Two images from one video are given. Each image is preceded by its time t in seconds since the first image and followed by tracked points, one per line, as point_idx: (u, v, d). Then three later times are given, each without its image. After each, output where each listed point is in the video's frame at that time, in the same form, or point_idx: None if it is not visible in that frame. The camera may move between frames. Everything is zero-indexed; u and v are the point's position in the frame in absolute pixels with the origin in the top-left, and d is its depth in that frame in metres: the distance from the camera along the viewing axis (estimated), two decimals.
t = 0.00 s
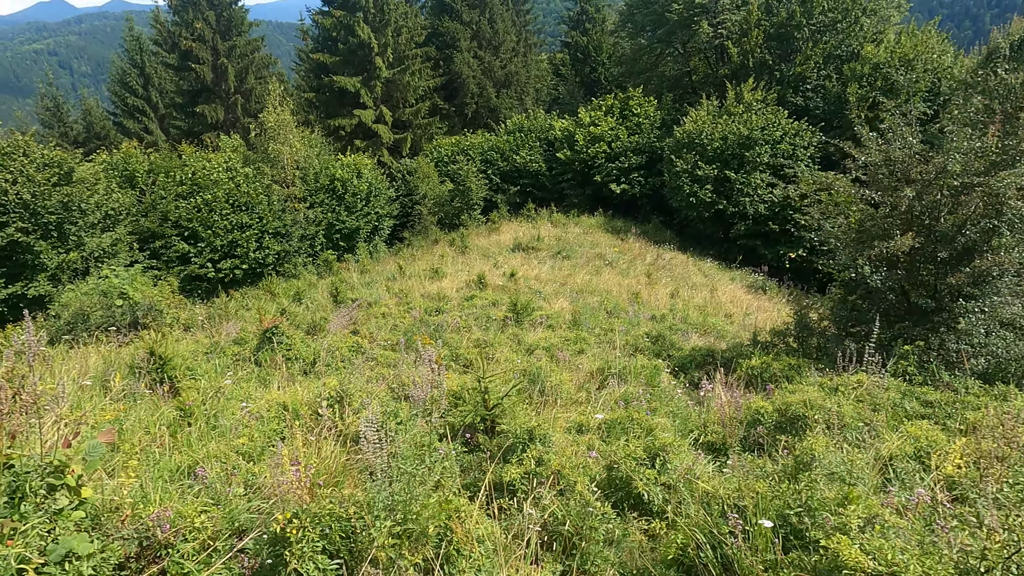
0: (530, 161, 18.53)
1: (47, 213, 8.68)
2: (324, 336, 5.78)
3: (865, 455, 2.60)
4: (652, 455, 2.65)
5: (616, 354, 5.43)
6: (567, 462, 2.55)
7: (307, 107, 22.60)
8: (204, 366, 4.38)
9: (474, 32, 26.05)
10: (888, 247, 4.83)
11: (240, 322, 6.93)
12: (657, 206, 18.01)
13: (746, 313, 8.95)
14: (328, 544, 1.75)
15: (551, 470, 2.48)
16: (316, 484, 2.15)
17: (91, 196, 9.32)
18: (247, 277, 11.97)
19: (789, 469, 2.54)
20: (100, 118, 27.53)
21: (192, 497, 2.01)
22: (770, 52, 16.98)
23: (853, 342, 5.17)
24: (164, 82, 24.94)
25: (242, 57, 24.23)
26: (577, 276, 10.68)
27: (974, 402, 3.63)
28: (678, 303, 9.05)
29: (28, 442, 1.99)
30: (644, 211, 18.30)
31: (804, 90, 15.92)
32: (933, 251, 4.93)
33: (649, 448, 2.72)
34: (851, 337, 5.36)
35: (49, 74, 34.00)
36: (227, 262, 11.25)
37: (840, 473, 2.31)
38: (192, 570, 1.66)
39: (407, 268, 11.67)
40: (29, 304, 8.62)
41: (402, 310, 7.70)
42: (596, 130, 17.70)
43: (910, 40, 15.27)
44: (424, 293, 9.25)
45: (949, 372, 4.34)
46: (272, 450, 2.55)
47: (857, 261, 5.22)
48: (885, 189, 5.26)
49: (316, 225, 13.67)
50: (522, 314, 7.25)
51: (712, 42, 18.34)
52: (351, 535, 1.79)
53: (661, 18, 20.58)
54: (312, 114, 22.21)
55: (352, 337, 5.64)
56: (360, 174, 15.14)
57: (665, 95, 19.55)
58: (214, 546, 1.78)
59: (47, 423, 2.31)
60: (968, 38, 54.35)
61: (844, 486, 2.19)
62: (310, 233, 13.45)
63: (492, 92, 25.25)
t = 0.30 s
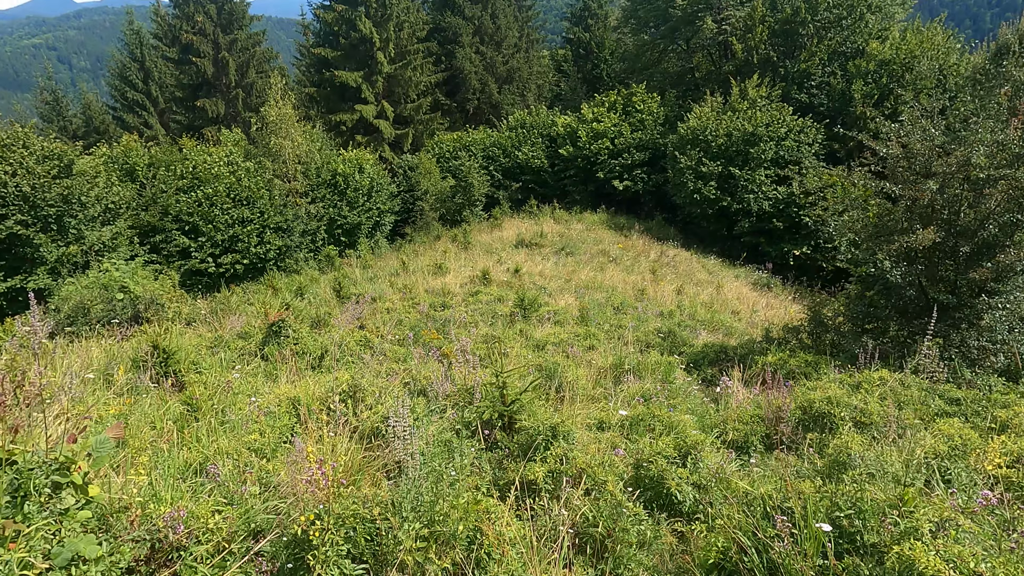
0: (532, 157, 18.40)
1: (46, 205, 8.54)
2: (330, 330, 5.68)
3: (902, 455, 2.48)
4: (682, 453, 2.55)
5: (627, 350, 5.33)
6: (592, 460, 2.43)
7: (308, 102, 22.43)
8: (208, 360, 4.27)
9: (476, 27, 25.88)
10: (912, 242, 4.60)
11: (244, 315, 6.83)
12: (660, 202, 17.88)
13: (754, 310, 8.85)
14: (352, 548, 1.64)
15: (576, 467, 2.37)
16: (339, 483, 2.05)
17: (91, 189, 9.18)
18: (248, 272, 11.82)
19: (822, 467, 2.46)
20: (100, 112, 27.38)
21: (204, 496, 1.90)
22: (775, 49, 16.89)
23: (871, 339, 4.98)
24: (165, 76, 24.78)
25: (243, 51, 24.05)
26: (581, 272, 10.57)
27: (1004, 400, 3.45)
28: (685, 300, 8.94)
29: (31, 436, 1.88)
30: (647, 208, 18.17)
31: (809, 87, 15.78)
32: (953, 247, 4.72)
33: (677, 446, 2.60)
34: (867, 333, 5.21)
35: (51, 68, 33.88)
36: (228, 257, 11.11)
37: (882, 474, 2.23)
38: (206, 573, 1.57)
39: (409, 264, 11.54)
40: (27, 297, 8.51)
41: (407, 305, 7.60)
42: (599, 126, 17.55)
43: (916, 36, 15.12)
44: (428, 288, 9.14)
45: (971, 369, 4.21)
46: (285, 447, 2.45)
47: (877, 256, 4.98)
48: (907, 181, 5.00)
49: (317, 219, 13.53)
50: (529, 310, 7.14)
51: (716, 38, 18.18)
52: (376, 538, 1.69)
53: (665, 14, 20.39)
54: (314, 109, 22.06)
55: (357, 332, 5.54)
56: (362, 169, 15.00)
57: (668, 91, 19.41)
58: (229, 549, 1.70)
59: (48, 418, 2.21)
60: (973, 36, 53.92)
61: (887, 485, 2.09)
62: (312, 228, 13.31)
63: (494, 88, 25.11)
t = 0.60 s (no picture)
0: (528, 151, 18.19)
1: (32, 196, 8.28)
2: (319, 324, 5.49)
3: (921, 454, 2.33)
4: (687, 450, 2.38)
5: (625, 344, 5.16)
6: (590, 458, 2.27)
7: (301, 95, 22.10)
8: (189, 353, 4.07)
9: (471, 21, 25.60)
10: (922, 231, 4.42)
11: (231, 308, 6.60)
12: (656, 197, 17.73)
13: (752, 305, 8.70)
14: (324, 557, 1.48)
15: (573, 466, 2.20)
16: (311, 483, 1.88)
17: (78, 180, 8.92)
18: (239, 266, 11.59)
19: (836, 466, 2.31)
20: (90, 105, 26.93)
21: (165, 499, 1.74)
22: (773, 43, 16.70)
23: (876, 333, 4.81)
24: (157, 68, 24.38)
25: (235, 43, 23.68)
26: (577, 267, 10.39)
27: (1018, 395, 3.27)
28: (683, 295, 8.79)
29: None
30: (643, 203, 18.01)
31: (806, 82, 15.63)
32: (961, 237, 4.54)
33: (681, 443, 2.44)
34: (871, 326, 5.05)
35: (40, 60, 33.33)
36: (220, 251, 10.89)
37: (902, 475, 2.08)
38: None
39: (402, 258, 11.33)
40: (11, 290, 8.27)
41: (400, 299, 7.40)
42: (595, 120, 17.37)
43: (915, 31, 14.95)
44: (421, 282, 8.94)
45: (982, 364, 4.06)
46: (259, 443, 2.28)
47: (884, 247, 4.80)
48: (915, 170, 4.81)
49: (311, 213, 13.29)
50: (524, 304, 6.97)
51: (714, 32, 18.02)
52: (352, 546, 1.52)
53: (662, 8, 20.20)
54: (307, 102, 21.75)
55: (346, 325, 5.35)
56: (356, 163, 14.76)
57: (665, 86, 19.25)
58: (188, 558, 1.53)
59: None
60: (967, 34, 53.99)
61: (909, 487, 1.94)
62: (305, 222, 13.07)
63: (490, 82, 24.85)
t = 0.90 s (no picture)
0: (517, 143, 17.98)
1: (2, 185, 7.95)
2: (293, 313, 5.29)
3: (914, 442, 2.19)
4: (667, 439, 2.21)
5: (610, 334, 5.02)
6: (563, 448, 2.11)
7: (287, 87, 21.70)
8: (153, 342, 3.87)
9: (460, 12, 25.26)
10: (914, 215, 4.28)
11: (205, 299, 6.37)
12: (646, 190, 17.61)
13: (741, 296, 8.59)
14: (245, 559, 1.33)
15: (543, 457, 2.04)
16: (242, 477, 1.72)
17: (52, 169, 8.61)
18: (220, 259, 11.16)
19: (825, 455, 2.15)
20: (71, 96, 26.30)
21: (81, 493, 1.58)
22: (762, 35, 16.57)
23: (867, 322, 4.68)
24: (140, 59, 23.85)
25: (220, 33, 23.17)
26: (565, 259, 10.22)
27: (1012, 382, 3.16)
28: (671, 286, 8.66)
29: None
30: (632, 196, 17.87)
31: (796, 74, 15.53)
32: (953, 222, 4.42)
33: (661, 432, 2.28)
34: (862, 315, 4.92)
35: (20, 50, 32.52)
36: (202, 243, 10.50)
37: (898, 465, 1.94)
38: None
39: (387, 250, 11.10)
40: None
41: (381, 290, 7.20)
42: (584, 112, 17.20)
43: (904, 23, 14.89)
44: (405, 273, 8.73)
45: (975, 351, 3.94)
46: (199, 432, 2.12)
47: (875, 232, 4.66)
48: (906, 153, 4.68)
49: (295, 205, 13.00)
50: (508, 294, 6.80)
51: (703, 24, 17.89)
52: (284, 545, 1.38)
53: None
54: (293, 93, 21.36)
55: (322, 315, 5.16)
56: (342, 154, 14.48)
57: (654, 78, 19.10)
58: (96, 559, 1.35)
59: None
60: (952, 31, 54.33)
61: (905, 477, 1.80)
62: (289, 214, 12.78)
63: (478, 74, 24.55)
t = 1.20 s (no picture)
0: (503, 135, 17.76)
1: None
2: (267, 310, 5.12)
3: (897, 445, 2.11)
4: (645, 445, 2.09)
5: (593, 329, 4.92)
6: (534, 455, 2.00)
7: (269, 77, 21.22)
8: (115, 341, 3.69)
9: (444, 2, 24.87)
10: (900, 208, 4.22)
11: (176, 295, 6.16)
12: (632, 182, 17.52)
13: (726, 289, 8.54)
14: None
15: (514, 467, 1.93)
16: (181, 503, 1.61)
17: (23, 162, 8.33)
18: (202, 253, 10.78)
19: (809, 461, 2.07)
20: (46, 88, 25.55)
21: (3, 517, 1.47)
22: (749, 26, 16.50)
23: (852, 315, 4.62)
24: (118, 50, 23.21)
25: (199, 23, 22.57)
26: (550, 252, 10.10)
27: (999, 377, 3.10)
28: (656, 279, 8.58)
29: None
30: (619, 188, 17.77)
31: (782, 65, 15.48)
32: (940, 214, 4.36)
33: (638, 434, 2.18)
34: (848, 308, 4.85)
35: None
36: (182, 237, 10.10)
37: (883, 471, 1.86)
38: None
39: (370, 244, 10.90)
40: None
41: (361, 285, 7.02)
42: (571, 103, 17.04)
43: (888, 13, 14.88)
44: (387, 268, 8.55)
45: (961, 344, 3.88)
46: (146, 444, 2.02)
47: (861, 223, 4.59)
48: (892, 144, 4.62)
49: (277, 198, 12.71)
50: (491, 289, 6.67)
51: (689, 15, 17.77)
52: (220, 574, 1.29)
53: None
54: (274, 84, 20.89)
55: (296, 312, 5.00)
56: (325, 146, 14.20)
57: (640, 69, 18.97)
58: None
59: None
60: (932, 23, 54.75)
61: (892, 487, 1.73)
62: (271, 207, 12.48)
63: (464, 65, 24.23)
